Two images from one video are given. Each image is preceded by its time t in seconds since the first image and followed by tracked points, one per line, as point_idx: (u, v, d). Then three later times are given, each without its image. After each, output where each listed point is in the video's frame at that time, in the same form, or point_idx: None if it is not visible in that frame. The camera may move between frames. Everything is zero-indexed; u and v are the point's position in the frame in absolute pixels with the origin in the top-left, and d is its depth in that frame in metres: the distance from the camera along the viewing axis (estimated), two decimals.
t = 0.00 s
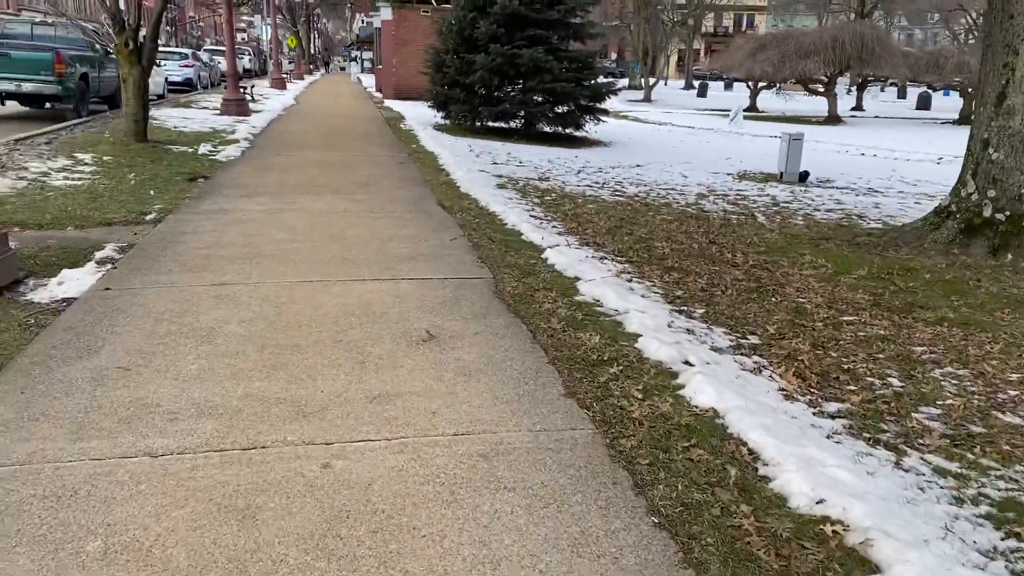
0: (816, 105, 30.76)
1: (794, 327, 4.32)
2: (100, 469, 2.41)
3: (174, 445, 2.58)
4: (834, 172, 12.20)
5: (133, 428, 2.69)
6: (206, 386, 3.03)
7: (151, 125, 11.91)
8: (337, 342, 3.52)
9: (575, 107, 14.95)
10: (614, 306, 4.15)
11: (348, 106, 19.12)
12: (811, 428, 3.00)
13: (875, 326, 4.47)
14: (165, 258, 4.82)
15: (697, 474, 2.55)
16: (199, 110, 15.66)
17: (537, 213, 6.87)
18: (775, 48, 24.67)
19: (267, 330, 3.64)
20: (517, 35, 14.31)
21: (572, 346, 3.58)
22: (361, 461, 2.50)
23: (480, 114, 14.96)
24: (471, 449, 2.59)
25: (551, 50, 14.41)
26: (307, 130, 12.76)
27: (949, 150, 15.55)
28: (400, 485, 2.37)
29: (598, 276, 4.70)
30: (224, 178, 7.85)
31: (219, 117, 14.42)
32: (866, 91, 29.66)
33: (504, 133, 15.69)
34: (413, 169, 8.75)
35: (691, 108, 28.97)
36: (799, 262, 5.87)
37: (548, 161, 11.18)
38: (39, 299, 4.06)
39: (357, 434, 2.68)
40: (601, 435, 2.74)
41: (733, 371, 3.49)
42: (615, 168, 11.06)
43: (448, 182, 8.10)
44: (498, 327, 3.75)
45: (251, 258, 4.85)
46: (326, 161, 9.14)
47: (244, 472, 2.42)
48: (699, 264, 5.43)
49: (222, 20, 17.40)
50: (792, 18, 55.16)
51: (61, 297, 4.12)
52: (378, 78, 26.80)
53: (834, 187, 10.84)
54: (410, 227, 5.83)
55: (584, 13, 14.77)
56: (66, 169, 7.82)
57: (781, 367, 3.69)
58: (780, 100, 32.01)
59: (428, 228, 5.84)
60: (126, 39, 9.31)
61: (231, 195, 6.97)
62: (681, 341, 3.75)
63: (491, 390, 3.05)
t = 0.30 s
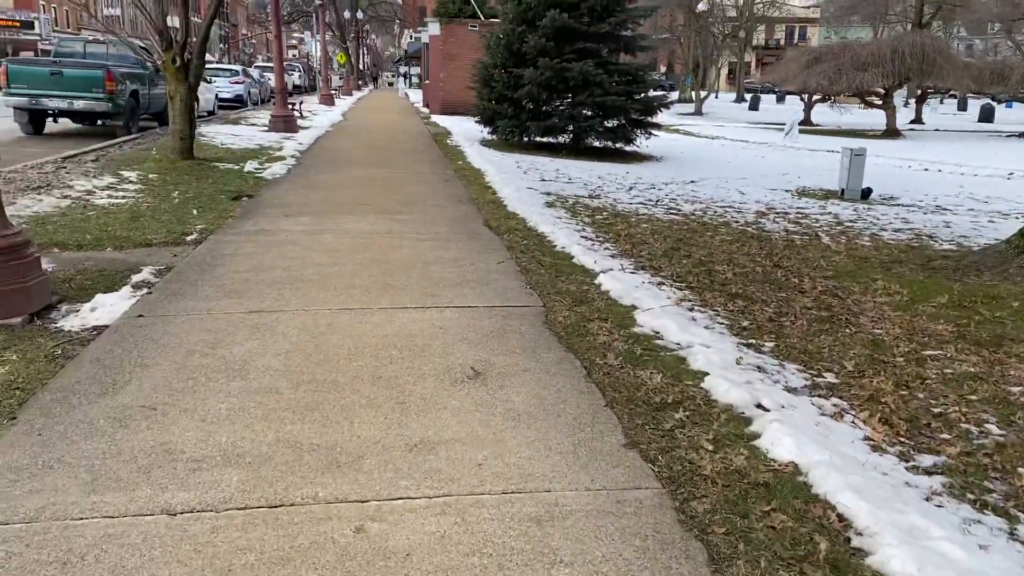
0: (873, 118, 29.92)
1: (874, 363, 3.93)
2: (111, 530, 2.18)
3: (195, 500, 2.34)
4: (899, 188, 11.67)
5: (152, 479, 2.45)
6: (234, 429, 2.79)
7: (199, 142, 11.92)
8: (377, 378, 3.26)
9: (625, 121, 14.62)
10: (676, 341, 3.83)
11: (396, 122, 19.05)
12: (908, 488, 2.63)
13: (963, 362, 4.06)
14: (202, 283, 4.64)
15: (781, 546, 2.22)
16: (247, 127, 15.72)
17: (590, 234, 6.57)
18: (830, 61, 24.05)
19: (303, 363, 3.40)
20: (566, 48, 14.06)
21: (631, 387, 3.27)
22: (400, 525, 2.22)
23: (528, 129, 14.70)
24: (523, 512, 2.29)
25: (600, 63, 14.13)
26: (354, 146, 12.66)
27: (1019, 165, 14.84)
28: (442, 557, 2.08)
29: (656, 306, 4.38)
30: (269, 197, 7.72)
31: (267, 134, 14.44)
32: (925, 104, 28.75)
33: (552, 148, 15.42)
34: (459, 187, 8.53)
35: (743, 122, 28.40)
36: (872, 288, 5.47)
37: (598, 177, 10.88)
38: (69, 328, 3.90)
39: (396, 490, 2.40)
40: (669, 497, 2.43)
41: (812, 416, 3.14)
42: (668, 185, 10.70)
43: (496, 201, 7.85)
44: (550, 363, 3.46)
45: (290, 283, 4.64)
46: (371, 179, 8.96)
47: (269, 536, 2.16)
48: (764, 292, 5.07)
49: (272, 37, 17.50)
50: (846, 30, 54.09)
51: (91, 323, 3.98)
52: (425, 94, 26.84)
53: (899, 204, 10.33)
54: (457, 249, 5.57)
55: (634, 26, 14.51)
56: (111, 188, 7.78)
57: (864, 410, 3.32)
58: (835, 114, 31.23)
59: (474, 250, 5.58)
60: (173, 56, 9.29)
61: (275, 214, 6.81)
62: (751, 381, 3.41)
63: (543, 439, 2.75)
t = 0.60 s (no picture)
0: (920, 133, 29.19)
1: (958, 404, 3.58)
2: None
3: (217, 568, 2.10)
4: (955, 207, 11.19)
5: (171, 540, 2.22)
6: (263, 480, 2.55)
7: (237, 162, 11.89)
8: (417, 420, 3.01)
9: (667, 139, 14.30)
10: (739, 381, 3.54)
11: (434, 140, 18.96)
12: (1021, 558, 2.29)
13: None
14: (235, 311, 4.44)
15: None
16: (286, 146, 15.73)
17: (637, 257, 6.28)
18: (876, 75, 23.50)
19: (338, 403, 3.17)
20: (606, 65, 13.83)
21: (695, 434, 2.98)
22: None
23: (568, 146, 14.46)
24: None
25: (642, 79, 13.87)
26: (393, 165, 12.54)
27: None
28: None
29: (715, 339, 4.09)
30: (305, 218, 7.57)
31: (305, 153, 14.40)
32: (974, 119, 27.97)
33: (592, 166, 15.15)
34: (499, 207, 8.30)
35: (785, 138, 27.87)
36: (942, 317, 5.11)
37: (642, 197, 10.59)
38: (95, 362, 3.73)
39: (440, 558, 2.14)
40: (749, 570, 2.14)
41: (899, 469, 2.81)
42: (714, 204, 10.37)
43: (538, 221, 7.61)
44: (604, 404, 3.18)
45: (326, 311, 4.43)
46: (409, 199, 8.78)
47: None
48: (827, 322, 4.74)
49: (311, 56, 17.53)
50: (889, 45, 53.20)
51: (118, 356, 3.81)
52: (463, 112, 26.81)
53: (957, 224, 9.87)
54: (499, 275, 5.33)
55: (676, 41, 14.25)
56: (148, 210, 7.71)
57: (956, 460, 2.97)
58: (879, 129, 30.55)
59: (517, 275, 5.33)
60: (211, 76, 9.23)
61: (311, 237, 6.65)
62: (827, 427, 3.10)
63: (602, 496, 2.47)
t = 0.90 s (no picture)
0: (956, 152, 28.57)
1: None
2: None
3: None
4: (1002, 229, 10.76)
5: None
6: (278, 552, 2.29)
7: (264, 187, 11.78)
8: (449, 476, 2.74)
9: (698, 160, 14.00)
10: (798, 431, 3.24)
11: (461, 162, 18.82)
12: None
13: None
14: (255, 349, 4.23)
15: None
16: (313, 170, 15.67)
17: (675, 286, 5.99)
18: (910, 93, 23.03)
19: (363, 455, 2.91)
20: (636, 85, 13.60)
21: (755, 495, 2.69)
22: None
23: (597, 169, 14.20)
24: None
25: (672, 100, 13.61)
26: (420, 189, 12.38)
27: None
28: None
29: (767, 381, 3.79)
30: (331, 246, 7.37)
31: (332, 177, 14.30)
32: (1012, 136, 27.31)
33: (622, 188, 14.88)
34: (529, 232, 8.07)
35: (817, 158, 27.41)
36: (1007, 352, 4.76)
37: (675, 219, 10.31)
38: (106, 407, 3.52)
39: None
40: None
41: (991, 539, 2.48)
42: (750, 228, 10.05)
43: (570, 248, 7.34)
44: (652, 458, 2.90)
45: (350, 349, 4.19)
46: (437, 224, 8.56)
47: None
48: (884, 360, 4.42)
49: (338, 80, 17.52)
50: (920, 62, 52.48)
51: (131, 400, 3.60)
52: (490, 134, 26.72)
53: (1006, 247, 9.45)
54: (531, 307, 5.08)
55: (707, 61, 13.97)
56: (171, 238, 7.57)
57: None
58: (914, 147, 29.99)
59: (551, 307, 5.06)
60: (236, 101, 9.12)
61: (336, 266, 6.45)
62: (902, 486, 2.78)
63: None
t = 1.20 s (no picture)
0: (984, 173, 28.05)
1: None
2: None
3: None
4: None
5: None
6: None
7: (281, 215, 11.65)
8: (465, 545, 2.47)
9: (722, 184, 13.71)
10: (851, 487, 2.94)
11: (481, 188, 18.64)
12: None
13: None
14: (262, 392, 3.99)
15: None
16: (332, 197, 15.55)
17: (704, 319, 5.70)
18: (936, 115, 22.65)
19: (371, 518, 2.65)
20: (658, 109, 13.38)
21: (809, 567, 2.39)
22: None
23: (618, 194, 13.97)
24: None
25: (695, 124, 13.37)
26: (439, 215, 12.19)
27: None
28: None
29: (812, 428, 3.50)
30: (345, 276, 7.16)
31: (350, 204, 14.16)
32: None
33: (644, 213, 14.62)
34: (550, 261, 7.81)
35: (841, 180, 27.02)
36: None
37: (700, 246, 10.02)
38: (100, 459, 3.29)
39: None
40: None
41: None
42: (778, 255, 9.75)
43: (592, 277, 7.06)
44: (691, 522, 2.61)
45: (363, 391, 3.94)
46: (456, 252, 8.33)
47: None
48: (936, 402, 4.09)
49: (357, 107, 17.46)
50: (943, 83, 51.97)
51: (127, 450, 3.37)
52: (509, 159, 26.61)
53: None
54: (554, 342, 4.81)
55: (729, 84, 13.73)
56: (184, 269, 7.40)
57: None
58: (940, 169, 29.52)
59: (574, 343, 4.78)
60: (252, 129, 8.95)
61: (351, 298, 6.22)
62: (975, 556, 2.47)
63: None
